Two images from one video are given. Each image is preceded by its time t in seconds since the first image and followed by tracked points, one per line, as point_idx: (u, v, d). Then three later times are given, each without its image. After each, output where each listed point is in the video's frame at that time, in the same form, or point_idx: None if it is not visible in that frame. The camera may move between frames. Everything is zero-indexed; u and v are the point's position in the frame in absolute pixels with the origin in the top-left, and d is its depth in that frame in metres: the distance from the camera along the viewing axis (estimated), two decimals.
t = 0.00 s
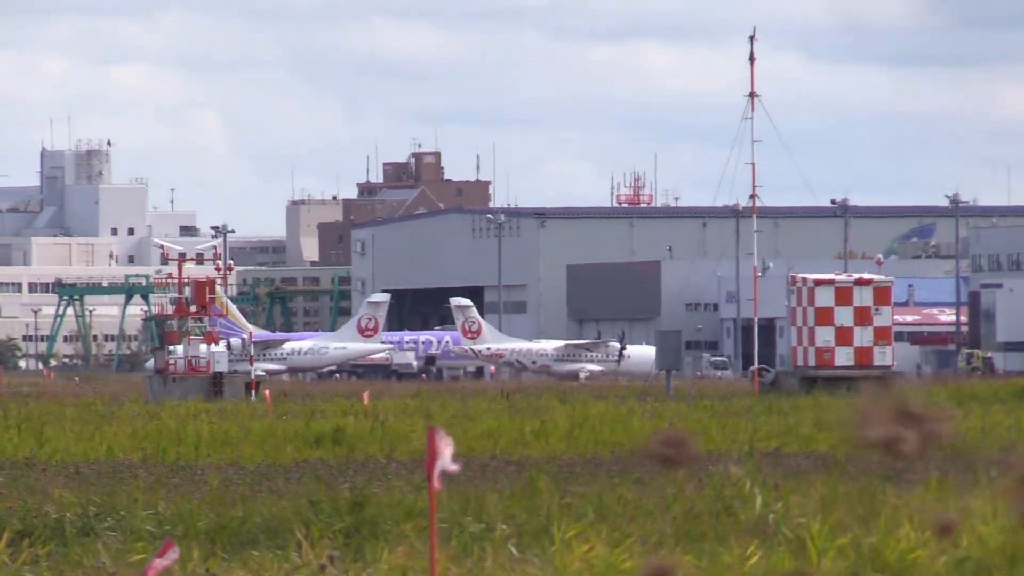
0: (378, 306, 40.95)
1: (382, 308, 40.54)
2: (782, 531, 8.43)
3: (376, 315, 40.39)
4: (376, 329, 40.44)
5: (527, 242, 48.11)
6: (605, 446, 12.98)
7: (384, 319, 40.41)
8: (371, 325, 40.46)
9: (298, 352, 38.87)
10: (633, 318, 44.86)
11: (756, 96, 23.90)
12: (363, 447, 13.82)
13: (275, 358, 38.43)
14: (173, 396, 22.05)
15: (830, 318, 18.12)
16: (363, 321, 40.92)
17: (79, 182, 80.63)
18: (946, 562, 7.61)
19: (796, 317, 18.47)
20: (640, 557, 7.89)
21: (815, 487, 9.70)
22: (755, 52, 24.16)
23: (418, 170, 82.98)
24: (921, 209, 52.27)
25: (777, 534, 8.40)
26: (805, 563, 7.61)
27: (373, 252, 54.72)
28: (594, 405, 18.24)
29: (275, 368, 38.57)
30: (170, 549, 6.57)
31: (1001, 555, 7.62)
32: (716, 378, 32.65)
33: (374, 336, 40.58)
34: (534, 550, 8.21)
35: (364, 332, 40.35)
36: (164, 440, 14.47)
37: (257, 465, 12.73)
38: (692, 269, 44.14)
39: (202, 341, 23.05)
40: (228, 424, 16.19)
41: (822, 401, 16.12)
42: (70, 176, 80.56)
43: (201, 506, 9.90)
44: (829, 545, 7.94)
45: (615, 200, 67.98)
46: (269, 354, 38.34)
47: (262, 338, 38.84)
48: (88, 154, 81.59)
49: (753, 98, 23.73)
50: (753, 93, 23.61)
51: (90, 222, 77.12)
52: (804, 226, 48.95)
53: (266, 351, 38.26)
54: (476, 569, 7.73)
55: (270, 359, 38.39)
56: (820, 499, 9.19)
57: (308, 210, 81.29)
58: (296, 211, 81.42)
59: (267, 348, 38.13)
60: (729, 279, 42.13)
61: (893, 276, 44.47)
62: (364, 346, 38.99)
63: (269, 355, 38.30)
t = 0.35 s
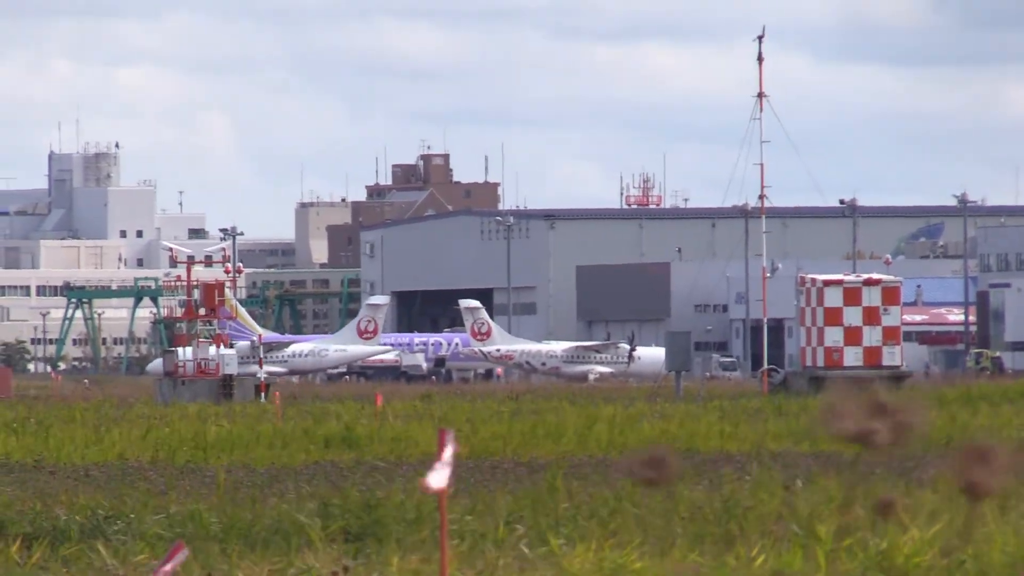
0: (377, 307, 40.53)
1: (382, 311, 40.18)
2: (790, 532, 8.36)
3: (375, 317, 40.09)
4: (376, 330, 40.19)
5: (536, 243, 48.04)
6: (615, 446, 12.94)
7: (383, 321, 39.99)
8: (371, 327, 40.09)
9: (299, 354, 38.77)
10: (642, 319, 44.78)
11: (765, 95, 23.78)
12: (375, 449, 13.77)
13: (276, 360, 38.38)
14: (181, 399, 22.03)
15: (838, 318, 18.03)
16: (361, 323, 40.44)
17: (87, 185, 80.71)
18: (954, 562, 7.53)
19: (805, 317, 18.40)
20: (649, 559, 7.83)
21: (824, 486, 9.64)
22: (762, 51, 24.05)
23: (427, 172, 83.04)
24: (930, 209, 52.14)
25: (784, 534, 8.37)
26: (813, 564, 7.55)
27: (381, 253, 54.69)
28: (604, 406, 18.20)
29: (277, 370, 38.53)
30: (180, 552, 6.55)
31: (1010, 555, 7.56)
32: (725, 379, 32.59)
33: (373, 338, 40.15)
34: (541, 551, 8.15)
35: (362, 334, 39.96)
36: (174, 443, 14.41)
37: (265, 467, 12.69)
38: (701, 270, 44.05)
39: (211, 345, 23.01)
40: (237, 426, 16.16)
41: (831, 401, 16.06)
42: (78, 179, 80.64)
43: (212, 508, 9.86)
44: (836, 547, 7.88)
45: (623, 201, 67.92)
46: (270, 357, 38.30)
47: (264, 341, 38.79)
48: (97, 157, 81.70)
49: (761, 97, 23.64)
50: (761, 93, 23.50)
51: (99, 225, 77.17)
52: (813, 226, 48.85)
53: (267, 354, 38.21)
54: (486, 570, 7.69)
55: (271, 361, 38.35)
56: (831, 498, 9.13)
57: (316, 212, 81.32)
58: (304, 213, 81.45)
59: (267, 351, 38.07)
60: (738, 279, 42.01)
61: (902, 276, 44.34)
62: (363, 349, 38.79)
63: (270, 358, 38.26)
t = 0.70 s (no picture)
0: (374, 307, 40.68)
1: (381, 310, 40.24)
2: (801, 531, 8.30)
3: (374, 316, 40.14)
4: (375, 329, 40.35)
5: (546, 242, 47.97)
6: (626, 446, 12.88)
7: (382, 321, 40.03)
8: (369, 326, 40.15)
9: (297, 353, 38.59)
10: (652, 318, 44.69)
11: (776, 94, 23.65)
12: (384, 448, 13.73)
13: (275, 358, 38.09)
14: (191, 398, 22.01)
15: (848, 317, 17.94)
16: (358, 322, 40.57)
17: (97, 184, 80.80)
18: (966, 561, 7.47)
19: (815, 316, 18.32)
20: (659, 558, 7.76)
21: (834, 485, 9.59)
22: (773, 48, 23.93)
23: (436, 171, 83.00)
24: (940, 208, 52.01)
25: (795, 534, 8.30)
26: (824, 564, 7.49)
27: (391, 252, 54.63)
28: (613, 405, 18.13)
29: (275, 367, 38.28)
30: (190, 552, 6.50)
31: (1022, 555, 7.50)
32: (735, 378, 32.51)
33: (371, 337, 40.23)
34: (550, 551, 8.10)
35: (361, 332, 40.14)
36: (183, 442, 14.37)
37: (275, 467, 12.64)
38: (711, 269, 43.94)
39: (221, 344, 22.98)
40: (246, 426, 16.13)
41: (842, 400, 15.98)
42: (87, 178, 80.74)
43: (222, 508, 9.82)
44: (847, 546, 7.82)
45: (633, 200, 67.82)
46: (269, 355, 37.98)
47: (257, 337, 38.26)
48: (106, 156, 81.76)
49: (772, 95, 23.53)
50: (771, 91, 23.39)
51: (109, 224, 77.28)
52: (823, 225, 48.72)
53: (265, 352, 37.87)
54: (497, 569, 7.63)
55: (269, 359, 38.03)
56: (842, 497, 9.06)
57: (326, 211, 81.34)
58: (314, 212, 81.48)
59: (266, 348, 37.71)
60: (748, 278, 41.89)
61: (912, 275, 44.21)
62: (362, 347, 38.86)
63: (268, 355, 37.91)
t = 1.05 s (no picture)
0: (374, 308, 40.25)
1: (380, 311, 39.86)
2: (810, 533, 8.28)
3: (373, 317, 39.60)
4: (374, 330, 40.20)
5: (555, 243, 47.94)
6: (634, 447, 12.85)
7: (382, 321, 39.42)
8: (368, 326, 39.70)
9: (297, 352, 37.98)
10: (661, 320, 44.65)
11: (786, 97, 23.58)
12: (393, 449, 13.73)
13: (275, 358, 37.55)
14: (201, 398, 22.01)
15: (858, 319, 17.88)
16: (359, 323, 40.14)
17: (106, 184, 80.87)
18: (975, 564, 7.45)
19: (824, 318, 18.21)
20: (668, 560, 7.73)
21: (842, 486, 9.58)
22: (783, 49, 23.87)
23: (446, 172, 83.00)
24: (950, 209, 51.88)
25: (804, 535, 8.28)
26: (832, 565, 7.47)
27: (400, 253, 54.61)
28: (623, 407, 18.12)
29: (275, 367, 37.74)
30: (200, 553, 6.46)
31: None
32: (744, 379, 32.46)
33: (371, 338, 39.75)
34: (557, 551, 8.08)
35: (361, 334, 40.10)
36: (193, 443, 14.36)
37: (285, 467, 12.65)
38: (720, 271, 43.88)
39: (230, 344, 22.96)
40: (255, 426, 16.13)
41: (850, 402, 15.96)
42: (97, 178, 80.83)
43: (231, 508, 9.81)
44: (856, 547, 7.79)
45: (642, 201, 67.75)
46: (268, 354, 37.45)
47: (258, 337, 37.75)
48: (115, 156, 81.92)
49: (781, 97, 23.49)
50: (782, 93, 23.31)
51: (118, 225, 77.36)
52: (832, 227, 48.65)
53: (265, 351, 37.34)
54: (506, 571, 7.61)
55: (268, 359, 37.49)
56: (851, 499, 9.02)
57: (335, 212, 81.38)
58: (323, 212, 81.53)
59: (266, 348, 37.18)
60: (757, 280, 41.81)
61: (922, 277, 44.11)
62: (363, 347, 38.79)
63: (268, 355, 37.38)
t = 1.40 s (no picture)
0: (372, 306, 40.26)
1: (377, 309, 39.75)
2: (816, 533, 8.27)
3: (371, 317, 39.30)
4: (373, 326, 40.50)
5: (563, 242, 47.89)
6: (642, 446, 12.83)
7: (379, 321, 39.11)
8: (366, 325, 39.77)
9: (297, 351, 38.04)
10: (669, 319, 44.60)
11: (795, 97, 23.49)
12: (400, 446, 13.73)
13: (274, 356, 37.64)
14: (208, 395, 22.01)
15: (866, 319, 17.84)
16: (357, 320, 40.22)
17: (115, 180, 80.96)
18: (977, 566, 7.43)
19: (833, 318, 18.18)
20: (674, 559, 7.72)
21: (848, 487, 9.55)
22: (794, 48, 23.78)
23: (454, 170, 82.97)
24: (959, 211, 51.81)
25: (808, 535, 8.26)
26: (837, 564, 7.46)
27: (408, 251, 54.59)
28: (630, 407, 18.09)
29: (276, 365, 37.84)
30: (209, 550, 6.31)
31: None
32: (752, 379, 32.41)
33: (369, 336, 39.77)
34: (563, 550, 8.07)
35: (360, 331, 40.10)
36: (201, 439, 14.37)
37: (292, 464, 12.64)
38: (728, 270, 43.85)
39: (238, 341, 23.01)
40: (262, 423, 16.18)
41: (858, 402, 15.91)
42: (105, 174, 80.93)
43: (237, 505, 9.83)
44: (859, 548, 7.79)
45: (651, 200, 67.64)
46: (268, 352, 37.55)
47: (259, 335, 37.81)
48: (124, 152, 81.99)
49: (792, 97, 23.39)
50: (791, 93, 23.26)
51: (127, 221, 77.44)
52: (841, 228, 48.55)
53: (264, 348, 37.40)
54: (515, 569, 7.58)
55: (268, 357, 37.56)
56: (858, 500, 9.00)
57: (343, 210, 81.39)
58: (332, 210, 81.55)
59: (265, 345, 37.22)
60: (765, 280, 41.71)
61: (931, 278, 44.00)
62: (361, 346, 38.72)
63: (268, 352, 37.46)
